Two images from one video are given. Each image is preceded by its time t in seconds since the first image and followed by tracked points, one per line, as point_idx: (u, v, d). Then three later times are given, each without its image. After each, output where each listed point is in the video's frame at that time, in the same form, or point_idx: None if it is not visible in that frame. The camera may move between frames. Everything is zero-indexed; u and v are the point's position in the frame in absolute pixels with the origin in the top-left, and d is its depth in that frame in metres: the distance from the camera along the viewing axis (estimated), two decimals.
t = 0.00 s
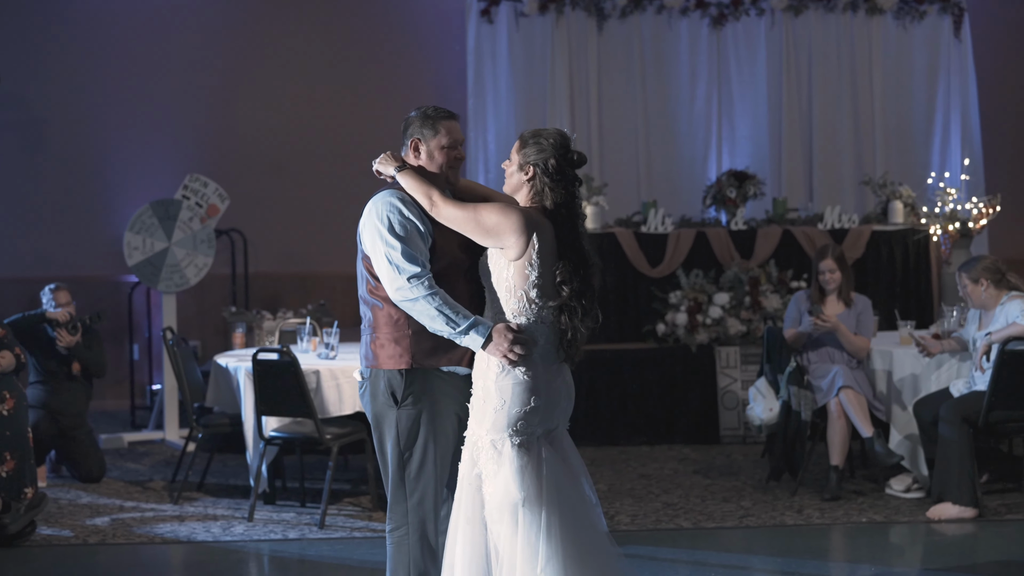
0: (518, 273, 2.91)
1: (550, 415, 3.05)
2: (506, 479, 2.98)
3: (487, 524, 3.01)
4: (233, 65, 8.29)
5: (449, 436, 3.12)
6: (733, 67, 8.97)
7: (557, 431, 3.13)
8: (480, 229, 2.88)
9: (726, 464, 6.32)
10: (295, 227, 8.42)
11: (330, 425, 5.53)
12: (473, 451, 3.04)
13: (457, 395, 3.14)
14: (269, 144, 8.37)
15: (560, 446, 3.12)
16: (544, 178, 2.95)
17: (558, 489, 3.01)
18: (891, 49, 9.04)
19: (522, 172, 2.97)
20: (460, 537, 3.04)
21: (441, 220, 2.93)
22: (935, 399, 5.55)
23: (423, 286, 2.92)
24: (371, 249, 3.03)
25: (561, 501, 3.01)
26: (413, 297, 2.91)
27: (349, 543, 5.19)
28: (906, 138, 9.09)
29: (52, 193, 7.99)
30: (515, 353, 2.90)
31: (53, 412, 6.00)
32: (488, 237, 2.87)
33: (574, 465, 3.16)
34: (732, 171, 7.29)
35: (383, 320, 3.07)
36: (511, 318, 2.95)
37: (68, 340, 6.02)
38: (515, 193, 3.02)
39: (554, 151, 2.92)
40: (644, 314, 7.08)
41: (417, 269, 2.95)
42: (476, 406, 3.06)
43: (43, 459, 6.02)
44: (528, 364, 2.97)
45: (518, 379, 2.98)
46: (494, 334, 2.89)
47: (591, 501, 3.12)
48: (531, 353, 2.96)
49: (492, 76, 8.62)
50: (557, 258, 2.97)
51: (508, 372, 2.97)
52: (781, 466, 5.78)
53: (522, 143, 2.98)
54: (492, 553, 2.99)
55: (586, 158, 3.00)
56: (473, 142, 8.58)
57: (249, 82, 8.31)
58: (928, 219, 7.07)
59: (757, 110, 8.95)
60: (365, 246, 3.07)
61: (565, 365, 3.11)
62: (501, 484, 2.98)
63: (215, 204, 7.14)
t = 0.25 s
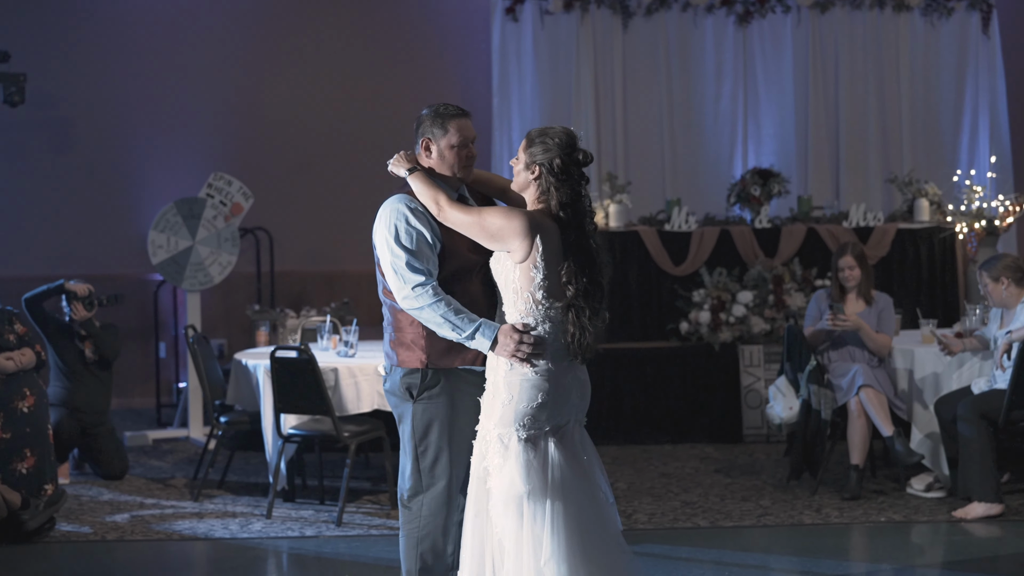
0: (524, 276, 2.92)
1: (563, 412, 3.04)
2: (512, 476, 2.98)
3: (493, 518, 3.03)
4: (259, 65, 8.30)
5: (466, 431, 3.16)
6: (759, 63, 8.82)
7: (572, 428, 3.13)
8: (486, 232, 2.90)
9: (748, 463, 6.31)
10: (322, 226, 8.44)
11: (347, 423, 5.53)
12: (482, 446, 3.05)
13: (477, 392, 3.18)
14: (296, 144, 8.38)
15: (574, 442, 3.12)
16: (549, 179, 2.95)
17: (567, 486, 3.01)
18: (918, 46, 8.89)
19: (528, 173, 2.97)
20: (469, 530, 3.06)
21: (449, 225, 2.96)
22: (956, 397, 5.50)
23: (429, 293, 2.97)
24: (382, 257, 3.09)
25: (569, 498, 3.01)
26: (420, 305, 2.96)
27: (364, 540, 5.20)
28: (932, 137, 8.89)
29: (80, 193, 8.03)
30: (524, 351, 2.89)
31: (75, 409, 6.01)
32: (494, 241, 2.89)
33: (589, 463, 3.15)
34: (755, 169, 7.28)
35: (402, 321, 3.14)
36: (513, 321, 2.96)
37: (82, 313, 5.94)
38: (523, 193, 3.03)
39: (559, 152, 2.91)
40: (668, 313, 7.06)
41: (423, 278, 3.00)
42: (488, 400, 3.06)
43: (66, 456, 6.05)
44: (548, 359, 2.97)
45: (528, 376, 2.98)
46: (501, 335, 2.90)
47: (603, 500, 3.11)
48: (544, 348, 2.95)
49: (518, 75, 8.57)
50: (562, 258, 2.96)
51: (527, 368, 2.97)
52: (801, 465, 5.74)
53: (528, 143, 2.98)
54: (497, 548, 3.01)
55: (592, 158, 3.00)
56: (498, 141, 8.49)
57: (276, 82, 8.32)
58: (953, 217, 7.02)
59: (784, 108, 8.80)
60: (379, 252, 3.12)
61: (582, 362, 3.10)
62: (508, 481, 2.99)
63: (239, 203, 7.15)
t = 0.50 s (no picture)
0: (527, 282, 2.88)
1: (571, 413, 3.00)
2: (511, 475, 2.95)
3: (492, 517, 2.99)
4: (283, 65, 8.33)
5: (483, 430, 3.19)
6: (782, 63, 8.61)
7: (585, 428, 3.07)
8: (488, 239, 2.88)
9: (766, 463, 6.30)
10: (346, 226, 8.46)
11: (363, 422, 5.54)
12: (488, 443, 3.02)
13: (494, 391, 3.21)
14: (320, 144, 8.40)
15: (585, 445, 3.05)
16: (551, 183, 2.90)
17: (572, 488, 2.96)
18: (942, 44, 8.70)
19: (533, 177, 2.93)
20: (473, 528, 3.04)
21: (457, 231, 2.96)
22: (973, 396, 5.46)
23: (436, 301, 2.99)
24: (392, 264, 3.11)
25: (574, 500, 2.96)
26: (428, 313, 2.99)
27: (378, 538, 5.21)
28: (958, 138, 8.71)
29: (105, 192, 8.08)
30: (529, 355, 2.87)
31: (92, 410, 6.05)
32: (497, 249, 2.88)
33: (603, 464, 3.09)
34: (777, 168, 7.26)
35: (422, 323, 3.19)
36: (521, 326, 2.93)
37: (95, 310, 5.97)
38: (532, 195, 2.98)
39: (561, 155, 2.86)
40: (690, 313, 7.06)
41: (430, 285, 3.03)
42: (497, 398, 3.03)
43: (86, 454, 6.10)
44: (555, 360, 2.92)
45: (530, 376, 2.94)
46: (506, 338, 2.88)
47: (614, 502, 3.05)
48: (552, 352, 2.91)
49: (540, 75, 8.39)
50: (566, 261, 2.91)
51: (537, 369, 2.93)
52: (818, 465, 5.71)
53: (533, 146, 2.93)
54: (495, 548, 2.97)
55: (597, 161, 2.94)
56: (519, 142, 8.35)
57: (299, 82, 8.35)
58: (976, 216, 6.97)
59: (807, 107, 8.59)
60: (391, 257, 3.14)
61: (594, 363, 3.04)
62: (507, 480, 2.96)
63: (261, 202, 7.13)
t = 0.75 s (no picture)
0: (524, 281, 2.79)
1: (570, 410, 2.90)
2: (504, 472, 2.85)
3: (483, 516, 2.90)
4: (303, 65, 8.35)
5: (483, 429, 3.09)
6: (801, 62, 8.57)
7: (583, 427, 2.98)
8: (486, 239, 2.80)
9: (781, 463, 6.29)
10: (366, 225, 8.48)
11: (375, 420, 5.57)
12: (485, 439, 2.93)
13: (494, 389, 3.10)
14: (340, 143, 8.42)
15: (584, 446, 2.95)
16: (548, 183, 2.79)
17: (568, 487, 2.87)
18: (963, 46, 8.66)
19: (530, 177, 2.82)
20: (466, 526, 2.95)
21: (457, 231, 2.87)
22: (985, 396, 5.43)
23: (435, 301, 2.94)
24: (392, 261, 3.04)
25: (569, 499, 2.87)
26: (426, 313, 2.94)
27: (387, 537, 5.23)
28: (978, 137, 8.67)
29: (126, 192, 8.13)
30: (526, 354, 2.80)
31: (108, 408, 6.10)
32: (496, 248, 2.79)
33: (599, 465, 3.00)
34: (795, 168, 7.24)
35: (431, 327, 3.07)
36: (520, 324, 2.84)
37: (110, 309, 6.01)
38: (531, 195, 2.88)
39: (559, 154, 2.76)
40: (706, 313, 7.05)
41: (428, 284, 2.98)
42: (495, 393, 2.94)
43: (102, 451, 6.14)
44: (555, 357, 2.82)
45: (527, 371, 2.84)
46: (504, 337, 2.83)
47: (611, 503, 2.96)
48: (550, 349, 2.82)
49: (558, 76, 8.37)
50: (563, 261, 2.80)
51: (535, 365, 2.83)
52: (830, 465, 5.71)
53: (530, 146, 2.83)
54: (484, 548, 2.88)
55: (596, 159, 2.83)
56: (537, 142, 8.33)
57: (319, 82, 8.37)
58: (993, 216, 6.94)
59: (826, 106, 8.56)
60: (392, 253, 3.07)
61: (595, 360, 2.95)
62: (499, 479, 2.86)
63: (279, 202, 7.15)
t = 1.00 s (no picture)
0: (508, 275, 2.76)
1: (551, 410, 2.87)
2: (486, 474, 2.83)
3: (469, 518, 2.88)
4: (319, 66, 8.38)
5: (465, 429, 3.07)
6: (816, 62, 8.56)
7: (567, 427, 2.95)
8: (471, 231, 2.77)
9: (791, 463, 6.27)
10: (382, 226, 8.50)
11: (382, 420, 5.58)
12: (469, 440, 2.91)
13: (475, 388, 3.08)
14: (354, 144, 8.45)
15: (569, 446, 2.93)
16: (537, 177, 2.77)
17: (550, 488, 2.84)
18: (980, 45, 8.62)
19: (518, 172, 2.80)
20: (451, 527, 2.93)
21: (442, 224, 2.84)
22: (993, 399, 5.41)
23: (419, 290, 2.89)
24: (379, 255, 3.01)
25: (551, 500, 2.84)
26: (409, 302, 2.89)
27: (392, 535, 5.25)
28: (995, 137, 8.63)
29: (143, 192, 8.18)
30: (506, 350, 2.76)
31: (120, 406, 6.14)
32: (479, 240, 2.76)
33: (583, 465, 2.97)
34: (808, 167, 7.22)
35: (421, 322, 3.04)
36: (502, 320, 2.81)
37: (119, 309, 6.04)
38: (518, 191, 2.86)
39: (546, 147, 2.76)
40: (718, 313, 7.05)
41: (413, 274, 2.94)
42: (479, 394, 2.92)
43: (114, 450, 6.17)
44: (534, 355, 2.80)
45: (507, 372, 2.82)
46: (484, 331, 2.78)
47: (595, 504, 2.93)
48: (530, 346, 2.79)
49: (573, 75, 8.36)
50: (549, 256, 2.77)
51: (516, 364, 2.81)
52: (838, 466, 5.69)
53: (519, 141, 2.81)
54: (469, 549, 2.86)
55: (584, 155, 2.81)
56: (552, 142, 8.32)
57: (334, 82, 8.40)
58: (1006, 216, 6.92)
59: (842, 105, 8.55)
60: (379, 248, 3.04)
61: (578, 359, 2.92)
62: (482, 481, 2.84)
63: (291, 201, 7.26)
